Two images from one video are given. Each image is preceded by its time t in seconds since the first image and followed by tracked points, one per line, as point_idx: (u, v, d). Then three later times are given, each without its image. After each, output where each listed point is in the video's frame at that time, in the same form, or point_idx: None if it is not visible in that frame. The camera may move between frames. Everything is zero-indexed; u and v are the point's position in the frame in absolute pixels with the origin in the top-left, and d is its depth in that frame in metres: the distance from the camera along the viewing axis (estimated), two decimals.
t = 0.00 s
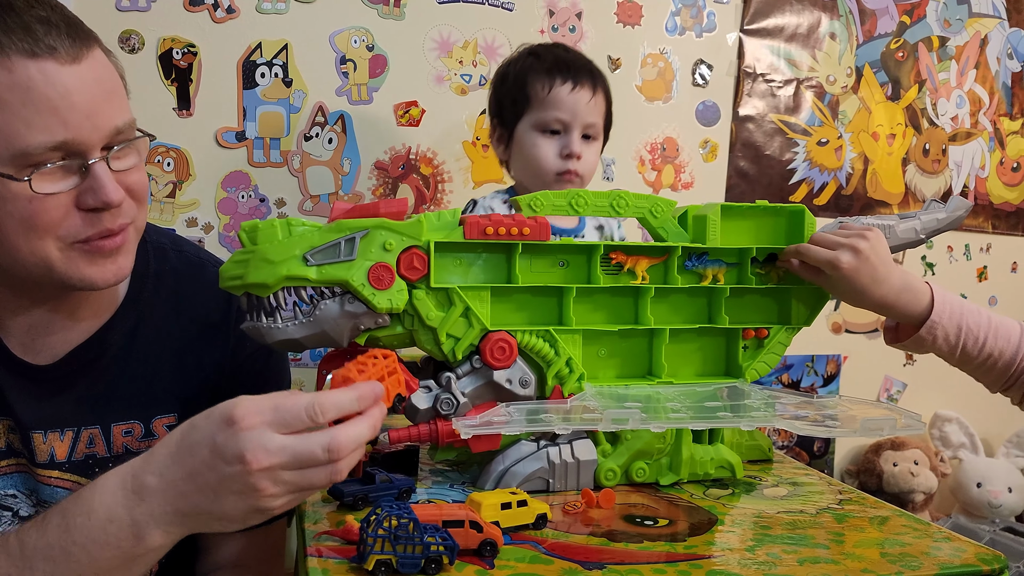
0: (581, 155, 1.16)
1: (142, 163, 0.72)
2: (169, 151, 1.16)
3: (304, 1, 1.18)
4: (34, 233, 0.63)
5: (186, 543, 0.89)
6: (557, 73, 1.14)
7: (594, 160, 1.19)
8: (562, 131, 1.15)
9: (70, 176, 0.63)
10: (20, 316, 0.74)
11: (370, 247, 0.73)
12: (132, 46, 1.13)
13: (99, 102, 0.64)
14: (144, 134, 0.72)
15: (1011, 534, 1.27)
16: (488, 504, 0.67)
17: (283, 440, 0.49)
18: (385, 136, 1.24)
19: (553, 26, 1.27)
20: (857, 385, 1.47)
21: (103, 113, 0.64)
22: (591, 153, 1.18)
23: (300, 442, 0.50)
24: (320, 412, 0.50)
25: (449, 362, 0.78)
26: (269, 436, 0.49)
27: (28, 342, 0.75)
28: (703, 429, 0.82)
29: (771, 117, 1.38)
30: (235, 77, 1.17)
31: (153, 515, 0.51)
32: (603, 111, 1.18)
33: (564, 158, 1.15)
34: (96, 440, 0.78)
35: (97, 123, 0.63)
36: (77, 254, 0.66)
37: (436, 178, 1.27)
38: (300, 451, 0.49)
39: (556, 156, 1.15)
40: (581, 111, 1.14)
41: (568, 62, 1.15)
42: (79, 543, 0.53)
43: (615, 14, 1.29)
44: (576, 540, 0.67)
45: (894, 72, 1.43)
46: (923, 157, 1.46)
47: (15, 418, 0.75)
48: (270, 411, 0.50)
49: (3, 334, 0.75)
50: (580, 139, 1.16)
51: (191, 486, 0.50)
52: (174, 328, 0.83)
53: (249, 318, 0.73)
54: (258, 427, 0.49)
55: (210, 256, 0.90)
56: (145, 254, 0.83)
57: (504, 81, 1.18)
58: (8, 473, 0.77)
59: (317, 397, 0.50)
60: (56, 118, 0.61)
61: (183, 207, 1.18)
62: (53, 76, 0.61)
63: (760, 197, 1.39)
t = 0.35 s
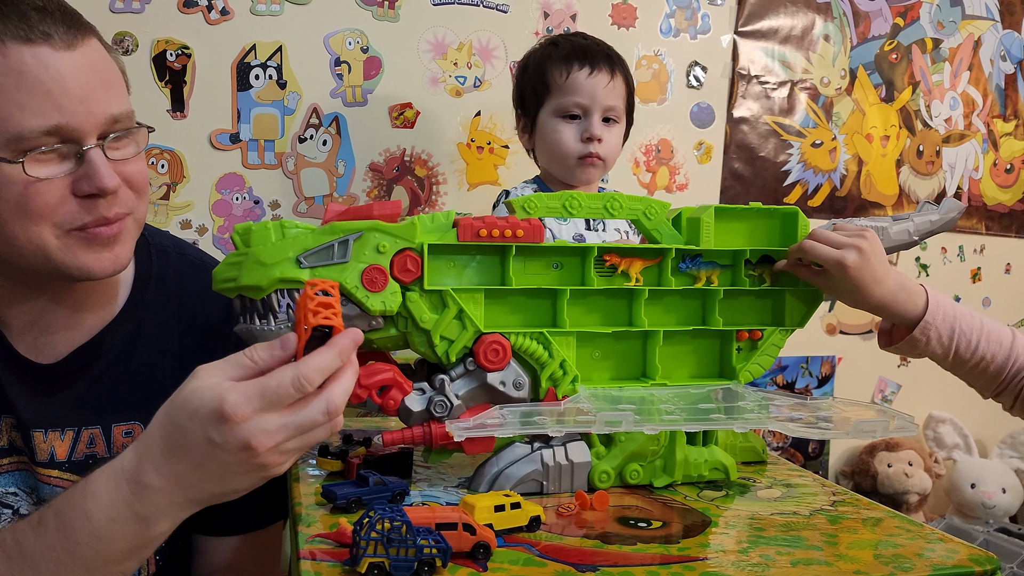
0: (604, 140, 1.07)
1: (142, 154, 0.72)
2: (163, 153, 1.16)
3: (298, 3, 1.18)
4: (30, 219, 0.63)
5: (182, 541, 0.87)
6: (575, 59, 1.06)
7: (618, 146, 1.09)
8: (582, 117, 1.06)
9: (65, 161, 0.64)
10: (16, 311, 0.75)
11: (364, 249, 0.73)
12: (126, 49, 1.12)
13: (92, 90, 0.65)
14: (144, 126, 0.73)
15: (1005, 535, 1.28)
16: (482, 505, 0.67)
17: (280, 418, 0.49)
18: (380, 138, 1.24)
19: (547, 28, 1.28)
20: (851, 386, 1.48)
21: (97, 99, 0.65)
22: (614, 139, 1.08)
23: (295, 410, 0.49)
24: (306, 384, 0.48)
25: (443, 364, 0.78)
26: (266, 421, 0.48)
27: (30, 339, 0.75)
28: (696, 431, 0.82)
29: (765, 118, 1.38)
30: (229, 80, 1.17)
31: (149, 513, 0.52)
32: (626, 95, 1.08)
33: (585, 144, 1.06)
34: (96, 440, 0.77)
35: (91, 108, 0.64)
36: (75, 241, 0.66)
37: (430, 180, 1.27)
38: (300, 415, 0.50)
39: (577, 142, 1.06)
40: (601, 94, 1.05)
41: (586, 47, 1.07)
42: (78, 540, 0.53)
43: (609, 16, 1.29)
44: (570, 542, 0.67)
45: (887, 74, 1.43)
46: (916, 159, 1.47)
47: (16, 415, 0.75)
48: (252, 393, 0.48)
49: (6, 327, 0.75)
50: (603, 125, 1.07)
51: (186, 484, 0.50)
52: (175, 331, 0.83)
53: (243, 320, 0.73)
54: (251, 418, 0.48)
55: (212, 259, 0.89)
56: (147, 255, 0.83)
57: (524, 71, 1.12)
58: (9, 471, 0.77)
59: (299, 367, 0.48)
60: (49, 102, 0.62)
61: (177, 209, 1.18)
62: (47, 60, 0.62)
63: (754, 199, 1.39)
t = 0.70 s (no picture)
0: (604, 136, 1.06)
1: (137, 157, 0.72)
2: (162, 156, 1.16)
3: (296, 6, 1.18)
4: (16, 212, 0.62)
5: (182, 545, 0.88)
6: (578, 50, 1.06)
7: (619, 142, 1.09)
8: (583, 111, 1.05)
9: (55, 157, 0.64)
10: (13, 310, 0.74)
11: (363, 252, 0.73)
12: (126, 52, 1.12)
13: (89, 87, 0.65)
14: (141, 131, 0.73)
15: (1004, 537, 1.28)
16: (481, 508, 0.67)
17: (309, 409, 0.52)
18: (379, 141, 1.25)
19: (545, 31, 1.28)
20: (850, 388, 1.48)
21: (91, 96, 0.65)
22: (615, 134, 1.08)
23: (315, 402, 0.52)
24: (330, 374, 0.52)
25: (442, 366, 0.78)
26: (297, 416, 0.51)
27: (31, 338, 0.75)
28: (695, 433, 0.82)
29: (763, 121, 1.38)
30: (228, 82, 1.17)
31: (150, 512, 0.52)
32: (629, 88, 1.08)
33: (586, 139, 1.06)
34: (96, 440, 0.77)
35: (84, 104, 0.64)
36: (62, 238, 0.65)
37: (429, 182, 1.27)
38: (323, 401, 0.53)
39: (577, 137, 1.06)
40: (603, 88, 1.04)
41: (590, 39, 1.06)
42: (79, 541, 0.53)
43: (608, 18, 1.29)
44: (568, 544, 0.67)
45: (885, 76, 1.43)
46: (915, 161, 1.47)
47: (16, 414, 0.75)
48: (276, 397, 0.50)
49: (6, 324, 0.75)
50: (604, 120, 1.06)
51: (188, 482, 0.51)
52: (174, 335, 0.82)
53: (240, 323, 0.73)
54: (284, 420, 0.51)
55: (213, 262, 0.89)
56: (148, 259, 0.82)
57: (527, 64, 1.12)
58: (11, 469, 0.78)
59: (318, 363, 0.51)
60: (42, 95, 0.62)
61: (176, 211, 1.18)
62: (42, 55, 0.63)
63: (753, 201, 1.39)
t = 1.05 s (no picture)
0: (593, 134, 1.06)
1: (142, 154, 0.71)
2: (165, 159, 1.16)
3: (300, 10, 1.19)
4: (17, 195, 0.62)
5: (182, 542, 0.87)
6: (570, 47, 1.05)
7: (609, 140, 1.08)
8: (572, 109, 1.05)
9: (61, 142, 0.64)
10: (14, 307, 0.74)
11: (366, 256, 0.74)
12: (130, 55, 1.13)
13: (98, 78, 0.65)
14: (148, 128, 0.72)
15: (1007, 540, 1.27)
16: (485, 511, 0.67)
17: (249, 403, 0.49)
18: (381, 144, 1.25)
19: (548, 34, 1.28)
20: (853, 391, 1.48)
21: (100, 93, 0.65)
22: (605, 133, 1.07)
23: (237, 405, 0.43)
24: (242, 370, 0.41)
25: (445, 369, 0.78)
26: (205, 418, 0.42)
27: (33, 336, 0.75)
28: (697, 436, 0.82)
29: (766, 124, 1.38)
30: (232, 85, 1.18)
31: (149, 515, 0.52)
32: (622, 87, 1.07)
33: (574, 137, 1.05)
34: (95, 440, 0.76)
35: (94, 95, 0.65)
36: (58, 227, 0.64)
37: (431, 185, 1.28)
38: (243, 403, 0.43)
39: (566, 135, 1.06)
40: (592, 85, 1.03)
41: (584, 37, 1.06)
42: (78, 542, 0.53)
43: (610, 22, 1.29)
44: (571, 548, 0.67)
45: (888, 79, 1.43)
46: (917, 164, 1.47)
47: (16, 412, 0.74)
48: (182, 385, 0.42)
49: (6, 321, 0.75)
50: (593, 118, 1.05)
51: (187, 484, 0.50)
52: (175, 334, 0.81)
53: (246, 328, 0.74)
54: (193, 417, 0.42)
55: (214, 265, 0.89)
56: (149, 259, 0.82)
57: (521, 58, 1.13)
58: (10, 468, 0.77)
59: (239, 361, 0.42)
60: (54, 83, 0.63)
61: (179, 215, 1.18)
62: (58, 44, 0.64)
63: (755, 205, 1.39)
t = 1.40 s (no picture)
0: (601, 139, 1.05)
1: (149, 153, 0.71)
2: (171, 164, 1.17)
3: (305, 15, 1.19)
4: (19, 185, 0.63)
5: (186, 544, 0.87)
6: (575, 53, 1.05)
7: (619, 145, 1.07)
8: (580, 115, 1.05)
9: (65, 136, 0.64)
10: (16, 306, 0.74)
11: (372, 261, 0.74)
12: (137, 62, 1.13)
13: (105, 74, 0.66)
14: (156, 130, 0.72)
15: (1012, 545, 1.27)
16: (491, 516, 0.67)
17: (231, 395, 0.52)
18: (386, 149, 1.25)
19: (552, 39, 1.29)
20: (859, 395, 1.47)
21: (107, 91, 0.66)
22: (614, 137, 1.07)
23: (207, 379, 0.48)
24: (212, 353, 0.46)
25: (451, 374, 0.79)
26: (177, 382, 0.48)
27: (37, 334, 0.75)
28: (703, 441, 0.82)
29: (770, 128, 1.39)
30: (237, 90, 1.18)
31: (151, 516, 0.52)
32: (629, 91, 1.06)
33: (582, 143, 1.05)
34: (99, 437, 0.76)
35: (100, 90, 0.65)
36: (57, 218, 0.64)
37: (436, 190, 1.28)
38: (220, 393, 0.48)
39: (573, 140, 1.06)
40: (597, 89, 1.03)
41: (589, 42, 1.06)
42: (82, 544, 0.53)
43: (614, 26, 1.30)
44: (577, 553, 0.67)
45: (892, 83, 1.43)
46: (921, 168, 1.47)
47: (20, 409, 0.74)
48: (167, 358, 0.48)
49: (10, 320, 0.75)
50: (602, 123, 1.05)
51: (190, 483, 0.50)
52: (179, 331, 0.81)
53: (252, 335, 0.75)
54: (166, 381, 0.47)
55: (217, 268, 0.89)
56: (153, 262, 0.82)
57: (530, 67, 1.13)
58: (16, 465, 0.76)
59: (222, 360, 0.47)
60: (61, 76, 0.63)
61: (184, 220, 1.19)
62: (67, 41, 0.64)
63: (759, 209, 1.39)
